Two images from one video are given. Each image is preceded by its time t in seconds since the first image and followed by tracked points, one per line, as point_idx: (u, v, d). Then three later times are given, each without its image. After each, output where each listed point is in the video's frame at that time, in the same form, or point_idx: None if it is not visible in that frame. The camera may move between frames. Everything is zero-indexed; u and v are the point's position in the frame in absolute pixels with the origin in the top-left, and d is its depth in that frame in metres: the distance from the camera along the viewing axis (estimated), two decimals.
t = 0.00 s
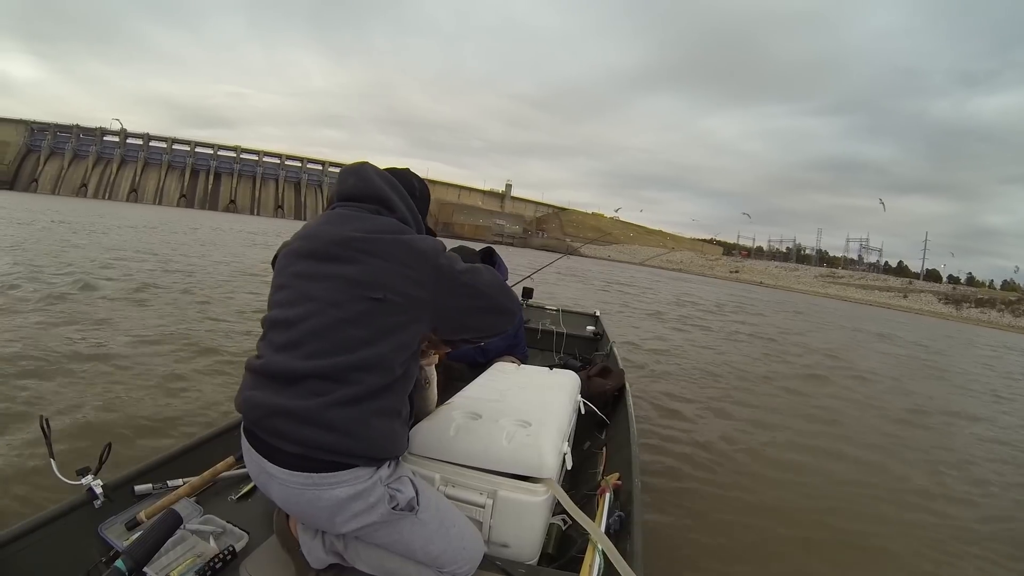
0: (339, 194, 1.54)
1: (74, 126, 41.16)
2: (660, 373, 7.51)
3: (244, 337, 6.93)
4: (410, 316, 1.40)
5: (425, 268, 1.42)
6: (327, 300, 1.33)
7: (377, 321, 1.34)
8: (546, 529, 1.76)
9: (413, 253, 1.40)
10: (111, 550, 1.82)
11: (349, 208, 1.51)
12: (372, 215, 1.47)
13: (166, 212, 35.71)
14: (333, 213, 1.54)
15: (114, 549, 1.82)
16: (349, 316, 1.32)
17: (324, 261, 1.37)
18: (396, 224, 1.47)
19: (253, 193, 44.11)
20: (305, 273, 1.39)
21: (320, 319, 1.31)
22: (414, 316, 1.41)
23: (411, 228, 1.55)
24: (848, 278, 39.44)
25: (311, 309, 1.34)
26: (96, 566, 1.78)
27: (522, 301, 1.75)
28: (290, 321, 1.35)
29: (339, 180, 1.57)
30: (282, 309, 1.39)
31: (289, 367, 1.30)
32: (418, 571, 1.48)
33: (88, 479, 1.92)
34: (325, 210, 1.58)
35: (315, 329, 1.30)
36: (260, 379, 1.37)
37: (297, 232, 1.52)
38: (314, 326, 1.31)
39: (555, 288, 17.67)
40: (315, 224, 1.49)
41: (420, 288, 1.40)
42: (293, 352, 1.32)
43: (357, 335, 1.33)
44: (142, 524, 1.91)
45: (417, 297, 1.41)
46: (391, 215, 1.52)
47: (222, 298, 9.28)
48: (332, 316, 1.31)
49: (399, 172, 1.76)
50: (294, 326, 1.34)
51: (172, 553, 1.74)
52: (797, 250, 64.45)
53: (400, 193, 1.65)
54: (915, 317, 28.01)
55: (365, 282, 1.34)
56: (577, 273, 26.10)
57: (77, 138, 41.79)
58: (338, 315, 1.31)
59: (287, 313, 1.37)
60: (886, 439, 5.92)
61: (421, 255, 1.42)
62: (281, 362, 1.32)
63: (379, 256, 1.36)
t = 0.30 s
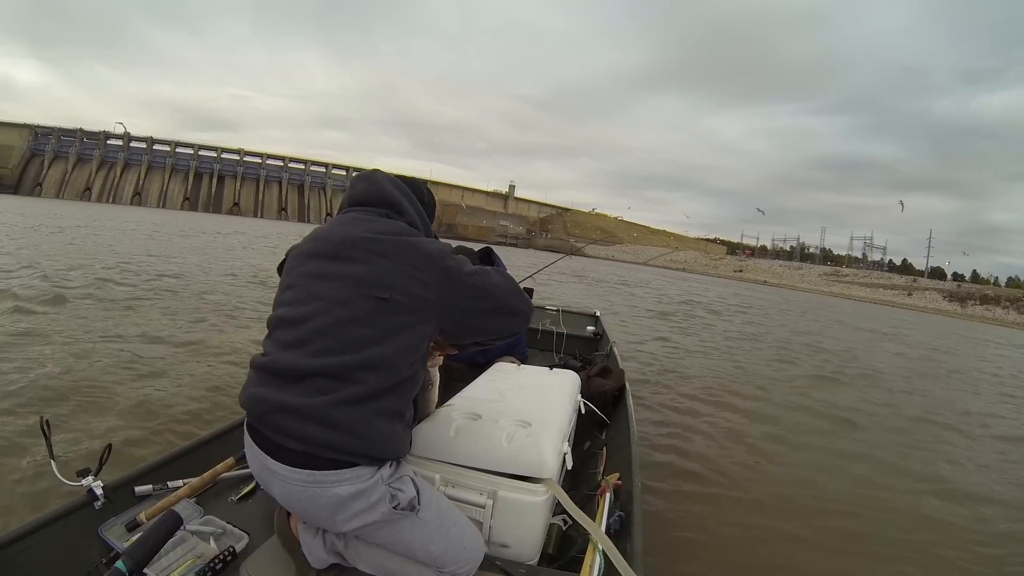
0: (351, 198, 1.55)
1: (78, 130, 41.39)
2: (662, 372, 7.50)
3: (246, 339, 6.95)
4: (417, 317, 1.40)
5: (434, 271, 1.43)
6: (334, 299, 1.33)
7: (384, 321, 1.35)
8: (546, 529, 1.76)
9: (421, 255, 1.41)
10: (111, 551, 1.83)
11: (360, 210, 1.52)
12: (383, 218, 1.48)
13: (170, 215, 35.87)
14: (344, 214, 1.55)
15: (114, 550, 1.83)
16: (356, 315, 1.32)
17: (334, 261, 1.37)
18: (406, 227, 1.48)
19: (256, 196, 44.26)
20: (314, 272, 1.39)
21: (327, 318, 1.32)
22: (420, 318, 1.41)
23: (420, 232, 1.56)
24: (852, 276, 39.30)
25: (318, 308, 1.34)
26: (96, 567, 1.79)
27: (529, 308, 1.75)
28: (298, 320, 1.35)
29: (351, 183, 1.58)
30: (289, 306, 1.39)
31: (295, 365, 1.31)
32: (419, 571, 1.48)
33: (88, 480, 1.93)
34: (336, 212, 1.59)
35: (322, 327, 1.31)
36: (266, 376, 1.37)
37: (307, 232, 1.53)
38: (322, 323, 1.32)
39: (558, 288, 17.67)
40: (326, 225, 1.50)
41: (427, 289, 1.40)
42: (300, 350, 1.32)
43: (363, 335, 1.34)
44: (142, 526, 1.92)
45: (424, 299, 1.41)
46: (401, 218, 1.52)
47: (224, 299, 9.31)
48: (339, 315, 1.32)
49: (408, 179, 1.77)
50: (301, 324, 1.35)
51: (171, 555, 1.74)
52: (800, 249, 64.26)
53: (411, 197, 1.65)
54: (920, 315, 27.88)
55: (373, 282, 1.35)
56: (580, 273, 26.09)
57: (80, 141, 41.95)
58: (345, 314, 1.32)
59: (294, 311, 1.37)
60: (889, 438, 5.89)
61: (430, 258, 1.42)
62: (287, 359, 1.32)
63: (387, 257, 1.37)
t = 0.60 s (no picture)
0: (353, 198, 1.55)
1: (79, 135, 41.52)
2: (664, 370, 7.49)
3: (247, 341, 6.96)
4: (418, 318, 1.40)
5: (436, 271, 1.43)
6: (334, 299, 1.34)
7: (385, 322, 1.35)
8: (546, 529, 1.76)
9: (422, 255, 1.41)
10: (111, 551, 1.84)
11: (362, 210, 1.51)
12: (384, 219, 1.48)
13: (172, 218, 35.96)
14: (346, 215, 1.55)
15: (113, 550, 1.84)
16: (356, 316, 1.33)
17: (335, 262, 1.38)
18: (407, 227, 1.48)
19: (258, 198, 44.34)
20: (314, 272, 1.39)
21: (328, 318, 1.32)
22: (420, 318, 1.41)
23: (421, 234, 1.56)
24: (855, 271, 39.16)
25: (320, 308, 1.35)
26: (96, 567, 1.80)
27: (531, 310, 1.75)
28: (299, 320, 1.36)
29: (353, 184, 1.58)
30: (290, 306, 1.40)
31: (296, 365, 1.31)
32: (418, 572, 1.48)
33: (88, 480, 1.94)
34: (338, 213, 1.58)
35: (323, 328, 1.31)
36: (266, 377, 1.38)
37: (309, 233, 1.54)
38: (323, 324, 1.32)
39: (560, 287, 17.65)
40: (328, 226, 1.50)
41: (428, 290, 1.40)
42: (300, 350, 1.33)
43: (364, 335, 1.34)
44: (141, 526, 1.93)
45: (425, 299, 1.41)
46: (403, 219, 1.52)
47: (225, 302, 9.33)
48: (339, 315, 1.32)
49: (411, 180, 1.77)
50: (303, 324, 1.35)
51: (171, 555, 1.75)
52: (803, 244, 64.03)
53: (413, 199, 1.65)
54: (924, 309, 27.77)
55: (374, 283, 1.35)
56: (581, 272, 26.10)
57: (81, 145, 42.05)
58: (346, 315, 1.32)
59: (295, 311, 1.38)
60: (892, 434, 5.87)
61: (431, 258, 1.42)
62: (287, 360, 1.32)
63: (388, 257, 1.37)
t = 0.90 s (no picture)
0: (355, 198, 1.55)
1: (82, 136, 41.65)
2: (665, 371, 7.48)
3: (248, 342, 6.98)
4: (417, 319, 1.41)
5: (436, 272, 1.43)
6: (334, 299, 1.34)
7: (385, 322, 1.35)
8: (546, 530, 1.76)
9: (422, 255, 1.41)
10: (111, 551, 1.85)
11: (363, 209, 1.51)
12: (384, 219, 1.48)
13: (175, 219, 36.05)
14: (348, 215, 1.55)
15: (114, 550, 1.84)
16: (355, 316, 1.33)
17: (335, 262, 1.38)
18: (408, 227, 1.48)
19: (260, 199, 44.44)
20: (315, 272, 1.40)
21: (327, 318, 1.32)
22: (420, 319, 1.41)
23: (422, 233, 1.56)
24: (858, 272, 39.07)
25: (319, 309, 1.35)
26: (96, 567, 1.80)
27: (532, 314, 1.75)
28: (299, 320, 1.36)
29: (355, 184, 1.58)
30: (291, 305, 1.40)
31: (296, 365, 1.31)
32: (418, 573, 1.48)
33: (88, 480, 1.94)
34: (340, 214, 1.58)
35: (322, 328, 1.31)
36: (266, 377, 1.38)
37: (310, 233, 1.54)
38: (322, 324, 1.32)
39: (561, 288, 17.64)
40: (328, 226, 1.50)
41: (428, 291, 1.40)
42: (300, 350, 1.33)
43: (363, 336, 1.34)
44: (141, 526, 1.93)
45: (425, 300, 1.41)
46: (404, 220, 1.52)
47: (227, 303, 9.35)
48: (338, 315, 1.32)
49: (413, 181, 1.77)
50: (302, 324, 1.35)
51: (171, 556, 1.75)
52: (806, 245, 63.85)
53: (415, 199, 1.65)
54: (927, 310, 27.68)
55: (374, 283, 1.35)
56: (583, 273, 26.10)
57: (84, 147, 42.15)
58: (345, 315, 1.32)
59: (295, 311, 1.38)
60: (894, 435, 5.85)
61: (431, 259, 1.42)
62: (287, 360, 1.33)
63: (387, 257, 1.37)
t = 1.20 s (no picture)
0: (359, 198, 1.56)
1: (87, 132, 41.78)
2: (666, 374, 7.48)
3: (249, 340, 6.98)
4: (419, 320, 1.41)
5: (438, 274, 1.43)
6: (336, 299, 1.34)
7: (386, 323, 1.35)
8: (546, 530, 1.75)
9: (425, 256, 1.41)
10: (111, 551, 1.85)
11: (367, 209, 1.52)
12: (388, 219, 1.48)
13: (178, 216, 36.13)
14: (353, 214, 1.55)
15: (114, 550, 1.84)
16: (357, 316, 1.33)
17: (338, 262, 1.38)
18: (412, 228, 1.48)
19: (263, 197, 44.53)
20: (318, 272, 1.40)
21: (329, 318, 1.32)
22: (421, 321, 1.41)
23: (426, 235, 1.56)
24: (860, 278, 39.01)
25: (321, 309, 1.35)
26: (96, 567, 1.80)
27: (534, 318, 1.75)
28: (301, 320, 1.36)
29: (360, 184, 1.58)
30: (293, 304, 1.40)
31: (297, 365, 1.31)
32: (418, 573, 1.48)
33: (88, 479, 1.95)
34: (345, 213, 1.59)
35: (324, 328, 1.31)
36: (267, 376, 1.38)
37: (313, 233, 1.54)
38: (324, 324, 1.32)
39: (563, 290, 17.63)
40: (332, 225, 1.50)
41: (430, 293, 1.41)
42: (301, 350, 1.33)
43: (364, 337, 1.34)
44: (141, 527, 1.93)
45: (427, 302, 1.41)
46: (408, 220, 1.52)
47: (229, 300, 9.36)
48: (340, 315, 1.32)
49: (419, 182, 1.77)
50: (305, 323, 1.35)
51: (171, 556, 1.75)
52: (809, 251, 63.75)
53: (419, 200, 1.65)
54: (929, 317, 27.62)
55: (376, 283, 1.35)
56: (585, 276, 26.11)
57: (89, 143, 42.27)
58: (347, 316, 1.32)
59: (297, 310, 1.38)
60: (894, 441, 5.84)
61: (434, 260, 1.42)
62: (288, 360, 1.33)
63: (390, 258, 1.37)
